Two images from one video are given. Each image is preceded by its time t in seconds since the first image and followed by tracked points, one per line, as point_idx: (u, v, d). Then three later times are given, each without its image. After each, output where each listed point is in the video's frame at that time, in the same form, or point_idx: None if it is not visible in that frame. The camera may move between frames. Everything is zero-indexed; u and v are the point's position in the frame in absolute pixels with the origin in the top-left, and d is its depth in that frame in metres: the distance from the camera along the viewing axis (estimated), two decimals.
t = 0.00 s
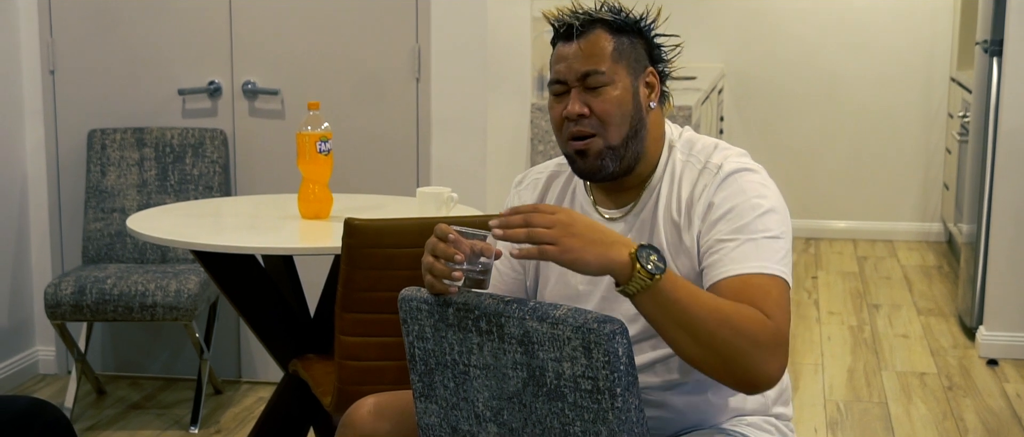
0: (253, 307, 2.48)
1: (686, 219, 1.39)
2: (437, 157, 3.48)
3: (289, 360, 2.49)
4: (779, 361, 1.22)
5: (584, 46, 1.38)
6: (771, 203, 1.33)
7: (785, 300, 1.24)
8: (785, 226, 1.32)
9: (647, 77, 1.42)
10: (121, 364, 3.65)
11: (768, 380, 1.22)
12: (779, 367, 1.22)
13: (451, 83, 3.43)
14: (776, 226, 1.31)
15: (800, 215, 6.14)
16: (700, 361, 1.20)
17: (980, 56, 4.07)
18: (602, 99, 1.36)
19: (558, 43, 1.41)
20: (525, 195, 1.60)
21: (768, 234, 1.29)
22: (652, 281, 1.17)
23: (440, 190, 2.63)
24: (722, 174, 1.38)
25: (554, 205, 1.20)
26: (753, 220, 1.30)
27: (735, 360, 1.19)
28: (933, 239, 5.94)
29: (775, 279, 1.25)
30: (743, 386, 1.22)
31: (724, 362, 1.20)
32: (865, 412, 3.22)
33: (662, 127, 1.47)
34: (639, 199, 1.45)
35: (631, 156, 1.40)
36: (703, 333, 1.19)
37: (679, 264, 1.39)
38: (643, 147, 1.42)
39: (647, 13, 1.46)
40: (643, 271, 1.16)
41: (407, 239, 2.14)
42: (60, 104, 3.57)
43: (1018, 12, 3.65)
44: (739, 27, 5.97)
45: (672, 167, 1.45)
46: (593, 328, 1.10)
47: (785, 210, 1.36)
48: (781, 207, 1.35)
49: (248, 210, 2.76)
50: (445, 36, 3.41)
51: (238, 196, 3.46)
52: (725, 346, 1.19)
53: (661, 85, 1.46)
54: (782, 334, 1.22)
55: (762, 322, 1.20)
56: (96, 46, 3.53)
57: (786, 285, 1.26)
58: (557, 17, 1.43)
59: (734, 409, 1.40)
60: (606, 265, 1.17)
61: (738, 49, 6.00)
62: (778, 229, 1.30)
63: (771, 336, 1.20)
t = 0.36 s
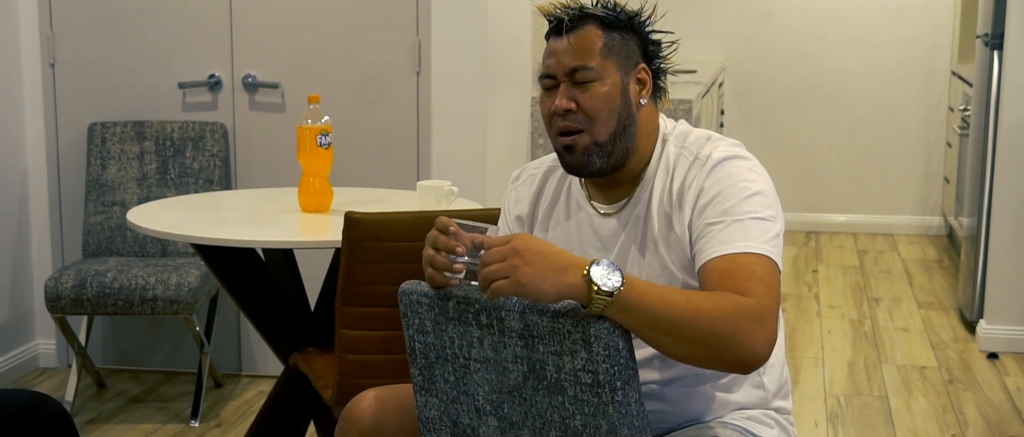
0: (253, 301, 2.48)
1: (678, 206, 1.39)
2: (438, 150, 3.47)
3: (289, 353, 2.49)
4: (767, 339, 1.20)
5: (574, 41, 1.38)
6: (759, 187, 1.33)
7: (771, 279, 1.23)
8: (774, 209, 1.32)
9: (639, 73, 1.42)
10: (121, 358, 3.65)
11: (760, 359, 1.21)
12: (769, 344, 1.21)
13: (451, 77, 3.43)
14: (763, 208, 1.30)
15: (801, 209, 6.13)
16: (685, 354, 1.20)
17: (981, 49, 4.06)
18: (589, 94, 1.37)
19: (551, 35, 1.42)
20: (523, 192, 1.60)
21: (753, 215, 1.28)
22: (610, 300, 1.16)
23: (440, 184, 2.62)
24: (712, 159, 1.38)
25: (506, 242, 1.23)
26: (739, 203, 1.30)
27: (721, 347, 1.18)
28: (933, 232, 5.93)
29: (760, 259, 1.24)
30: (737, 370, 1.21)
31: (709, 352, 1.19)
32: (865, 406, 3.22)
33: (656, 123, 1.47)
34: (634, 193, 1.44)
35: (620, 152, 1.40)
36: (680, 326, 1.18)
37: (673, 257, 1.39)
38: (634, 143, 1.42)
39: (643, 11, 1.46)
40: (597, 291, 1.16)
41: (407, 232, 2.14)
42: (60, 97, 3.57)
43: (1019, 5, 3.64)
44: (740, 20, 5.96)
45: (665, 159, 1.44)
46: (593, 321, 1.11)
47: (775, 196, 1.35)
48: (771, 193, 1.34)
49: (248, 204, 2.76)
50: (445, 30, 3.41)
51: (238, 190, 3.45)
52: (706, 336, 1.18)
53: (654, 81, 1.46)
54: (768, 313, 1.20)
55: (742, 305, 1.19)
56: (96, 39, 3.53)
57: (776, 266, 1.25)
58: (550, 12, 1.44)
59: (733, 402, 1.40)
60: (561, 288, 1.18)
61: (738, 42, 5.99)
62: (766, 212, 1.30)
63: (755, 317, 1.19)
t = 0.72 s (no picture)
0: (253, 294, 2.48)
1: (673, 197, 1.40)
2: (437, 144, 3.47)
3: (289, 347, 2.49)
4: (752, 307, 1.18)
5: (569, 38, 1.37)
6: (750, 168, 1.33)
7: (758, 250, 1.22)
8: (768, 193, 1.32)
9: (634, 70, 1.42)
10: (122, 351, 3.65)
11: (745, 329, 1.19)
12: (754, 313, 1.19)
13: (451, 70, 3.42)
14: (754, 189, 1.30)
15: (801, 202, 6.13)
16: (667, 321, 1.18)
17: (982, 42, 4.05)
18: (585, 91, 1.36)
19: (547, 31, 1.41)
20: (517, 189, 1.60)
21: (740, 192, 1.29)
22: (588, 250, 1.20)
23: (440, 177, 2.62)
24: (704, 147, 1.39)
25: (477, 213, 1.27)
26: (728, 182, 1.31)
27: (702, 314, 1.17)
28: (933, 226, 5.93)
29: (746, 231, 1.23)
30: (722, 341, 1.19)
31: (690, 318, 1.18)
32: (865, 399, 3.22)
33: (651, 118, 1.47)
34: (629, 188, 1.45)
35: (617, 148, 1.40)
36: (657, 289, 1.18)
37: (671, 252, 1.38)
38: (629, 140, 1.42)
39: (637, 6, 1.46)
40: (574, 243, 1.20)
41: (407, 226, 2.15)
42: (60, 90, 3.57)
43: None
44: (741, 13, 5.95)
45: (660, 149, 1.45)
46: (594, 315, 1.11)
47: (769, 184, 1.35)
48: (764, 179, 1.34)
49: (248, 197, 2.76)
50: (445, 23, 3.40)
51: (238, 183, 3.45)
52: (685, 300, 1.17)
53: (649, 77, 1.46)
54: (752, 281, 1.19)
55: (723, 272, 1.18)
56: (96, 32, 3.52)
57: (767, 244, 1.25)
58: (545, 7, 1.42)
59: (733, 395, 1.40)
60: (541, 244, 1.22)
61: (738, 35, 5.98)
62: (755, 191, 1.30)
63: (737, 283, 1.18)
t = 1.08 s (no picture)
0: (253, 287, 2.48)
1: (666, 192, 1.40)
2: (438, 137, 3.47)
3: (289, 339, 2.49)
4: (734, 299, 1.20)
5: (563, 33, 1.37)
6: (740, 160, 1.34)
7: (743, 242, 1.23)
8: (760, 186, 1.33)
9: (628, 65, 1.42)
10: (122, 343, 3.65)
11: (730, 322, 1.20)
12: (739, 306, 1.20)
13: (451, 63, 3.42)
14: (744, 180, 1.31)
15: (801, 195, 6.13)
16: (650, 320, 1.19)
17: (983, 34, 4.04)
18: (579, 88, 1.36)
19: (540, 27, 1.40)
20: (512, 185, 1.59)
21: (728, 184, 1.30)
22: (560, 271, 1.17)
23: (440, 170, 2.62)
24: (698, 140, 1.40)
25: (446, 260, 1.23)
26: (717, 174, 1.32)
27: (684, 309, 1.19)
28: (933, 219, 5.93)
29: (731, 223, 1.24)
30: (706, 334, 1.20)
31: (673, 315, 1.19)
32: (866, 392, 3.22)
33: (645, 114, 1.47)
34: (625, 183, 1.44)
35: (611, 144, 1.40)
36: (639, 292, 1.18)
37: (664, 248, 1.39)
38: (623, 136, 1.41)
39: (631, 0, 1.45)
40: (547, 265, 1.18)
41: (406, 220, 2.14)
42: (60, 83, 3.56)
43: None
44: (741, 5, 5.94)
45: (653, 143, 1.45)
46: (593, 308, 1.11)
47: (763, 175, 1.36)
48: (757, 170, 1.35)
49: (248, 190, 2.75)
50: (445, 15, 3.39)
51: (239, 176, 3.45)
52: (666, 297, 1.19)
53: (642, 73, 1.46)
54: (735, 274, 1.20)
55: (703, 267, 1.20)
56: (95, 24, 3.52)
57: (758, 235, 1.26)
58: (538, 3, 1.42)
59: (731, 387, 1.40)
60: (518, 272, 1.18)
61: (739, 28, 5.97)
62: (744, 182, 1.31)
63: (718, 277, 1.19)
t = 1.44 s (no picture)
0: (253, 281, 2.48)
1: (666, 187, 1.40)
2: (438, 130, 3.46)
3: (288, 333, 2.49)
4: (737, 292, 1.19)
5: (561, 31, 1.36)
6: (741, 151, 1.34)
7: (746, 234, 1.23)
8: (760, 177, 1.33)
9: (626, 61, 1.41)
10: (122, 336, 3.65)
11: (734, 314, 1.20)
12: (742, 297, 1.20)
13: (451, 56, 3.41)
14: (744, 171, 1.31)
15: (801, 188, 6.13)
16: (654, 313, 1.19)
17: (984, 27, 4.03)
18: (576, 86, 1.36)
19: (537, 23, 1.40)
20: (509, 181, 1.59)
21: (730, 175, 1.30)
22: (560, 274, 1.16)
23: (440, 163, 2.62)
24: (698, 132, 1.40)
25: (451, 283, 1.23)
26: (719, 166, 1.32)
27: (687, 301, 1.19)
28: (933, 212, 5.93)
29: (734, 215, 1.24)
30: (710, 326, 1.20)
31: (677, 308, 1.19)
32: (866, 385, 3.23)
33: (643, 108, 1.47)
34: (624, 177, 1.43)
35: (608, 141, 1.40)
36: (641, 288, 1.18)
37: (664, 243, 1.38)
38: (621, 133, 1.41)
39: None
40: (545, 269, 1.17)
41: (405, 213, 2.14)
42: (60, 76, 3.56)
43: None
44: None
45: (653, 136, 1.44)
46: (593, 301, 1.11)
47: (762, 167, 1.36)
48: (756, 161, 1.35)
49: (248, 183, 2.75)
50: (445, 8, 3.39)
51: (239, 169, 3.45)
52: (669, 290, 1.19)
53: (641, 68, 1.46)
54: (738, 266, 1.20)
55: (704, 260, 1.20)
56: (95, 16, 3.51)
57: (759, 226, 1.26)
58: None
59: (731, 380, 1.39)
60: (519, 280, 1.18)
61: (739, 21, 5.96)
62: (745, 174, 1.31)
63: (721, 270, 1.19)
